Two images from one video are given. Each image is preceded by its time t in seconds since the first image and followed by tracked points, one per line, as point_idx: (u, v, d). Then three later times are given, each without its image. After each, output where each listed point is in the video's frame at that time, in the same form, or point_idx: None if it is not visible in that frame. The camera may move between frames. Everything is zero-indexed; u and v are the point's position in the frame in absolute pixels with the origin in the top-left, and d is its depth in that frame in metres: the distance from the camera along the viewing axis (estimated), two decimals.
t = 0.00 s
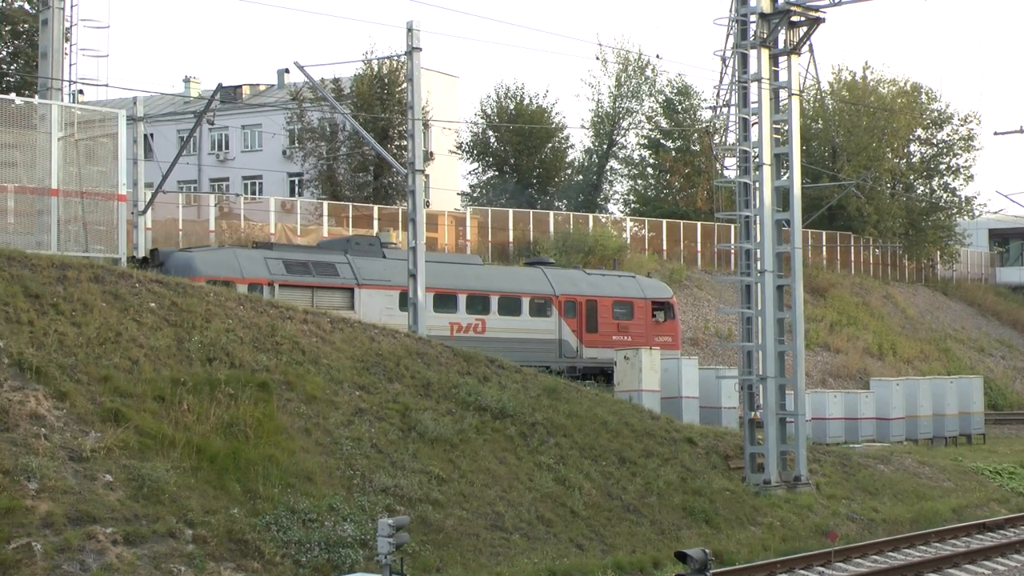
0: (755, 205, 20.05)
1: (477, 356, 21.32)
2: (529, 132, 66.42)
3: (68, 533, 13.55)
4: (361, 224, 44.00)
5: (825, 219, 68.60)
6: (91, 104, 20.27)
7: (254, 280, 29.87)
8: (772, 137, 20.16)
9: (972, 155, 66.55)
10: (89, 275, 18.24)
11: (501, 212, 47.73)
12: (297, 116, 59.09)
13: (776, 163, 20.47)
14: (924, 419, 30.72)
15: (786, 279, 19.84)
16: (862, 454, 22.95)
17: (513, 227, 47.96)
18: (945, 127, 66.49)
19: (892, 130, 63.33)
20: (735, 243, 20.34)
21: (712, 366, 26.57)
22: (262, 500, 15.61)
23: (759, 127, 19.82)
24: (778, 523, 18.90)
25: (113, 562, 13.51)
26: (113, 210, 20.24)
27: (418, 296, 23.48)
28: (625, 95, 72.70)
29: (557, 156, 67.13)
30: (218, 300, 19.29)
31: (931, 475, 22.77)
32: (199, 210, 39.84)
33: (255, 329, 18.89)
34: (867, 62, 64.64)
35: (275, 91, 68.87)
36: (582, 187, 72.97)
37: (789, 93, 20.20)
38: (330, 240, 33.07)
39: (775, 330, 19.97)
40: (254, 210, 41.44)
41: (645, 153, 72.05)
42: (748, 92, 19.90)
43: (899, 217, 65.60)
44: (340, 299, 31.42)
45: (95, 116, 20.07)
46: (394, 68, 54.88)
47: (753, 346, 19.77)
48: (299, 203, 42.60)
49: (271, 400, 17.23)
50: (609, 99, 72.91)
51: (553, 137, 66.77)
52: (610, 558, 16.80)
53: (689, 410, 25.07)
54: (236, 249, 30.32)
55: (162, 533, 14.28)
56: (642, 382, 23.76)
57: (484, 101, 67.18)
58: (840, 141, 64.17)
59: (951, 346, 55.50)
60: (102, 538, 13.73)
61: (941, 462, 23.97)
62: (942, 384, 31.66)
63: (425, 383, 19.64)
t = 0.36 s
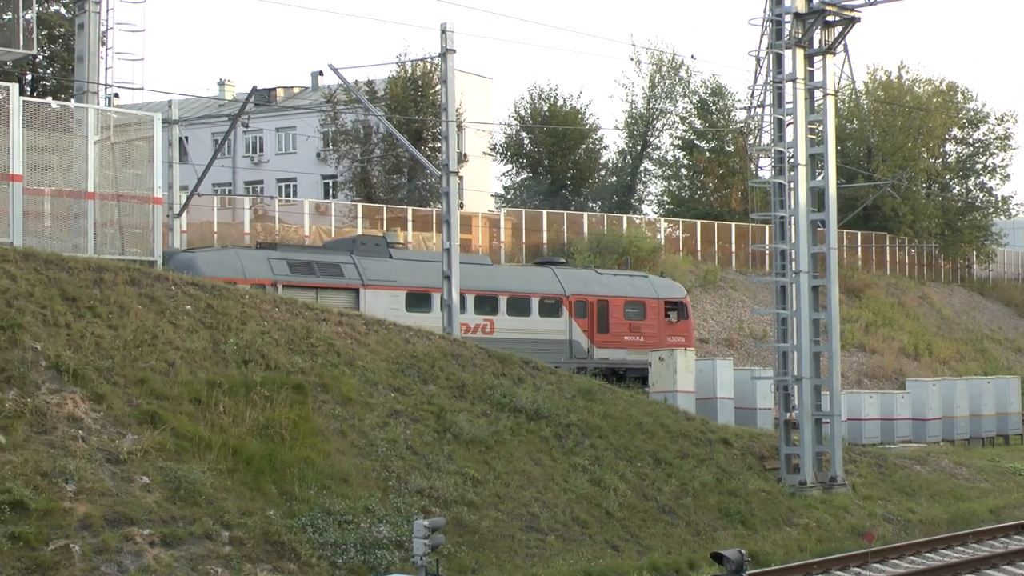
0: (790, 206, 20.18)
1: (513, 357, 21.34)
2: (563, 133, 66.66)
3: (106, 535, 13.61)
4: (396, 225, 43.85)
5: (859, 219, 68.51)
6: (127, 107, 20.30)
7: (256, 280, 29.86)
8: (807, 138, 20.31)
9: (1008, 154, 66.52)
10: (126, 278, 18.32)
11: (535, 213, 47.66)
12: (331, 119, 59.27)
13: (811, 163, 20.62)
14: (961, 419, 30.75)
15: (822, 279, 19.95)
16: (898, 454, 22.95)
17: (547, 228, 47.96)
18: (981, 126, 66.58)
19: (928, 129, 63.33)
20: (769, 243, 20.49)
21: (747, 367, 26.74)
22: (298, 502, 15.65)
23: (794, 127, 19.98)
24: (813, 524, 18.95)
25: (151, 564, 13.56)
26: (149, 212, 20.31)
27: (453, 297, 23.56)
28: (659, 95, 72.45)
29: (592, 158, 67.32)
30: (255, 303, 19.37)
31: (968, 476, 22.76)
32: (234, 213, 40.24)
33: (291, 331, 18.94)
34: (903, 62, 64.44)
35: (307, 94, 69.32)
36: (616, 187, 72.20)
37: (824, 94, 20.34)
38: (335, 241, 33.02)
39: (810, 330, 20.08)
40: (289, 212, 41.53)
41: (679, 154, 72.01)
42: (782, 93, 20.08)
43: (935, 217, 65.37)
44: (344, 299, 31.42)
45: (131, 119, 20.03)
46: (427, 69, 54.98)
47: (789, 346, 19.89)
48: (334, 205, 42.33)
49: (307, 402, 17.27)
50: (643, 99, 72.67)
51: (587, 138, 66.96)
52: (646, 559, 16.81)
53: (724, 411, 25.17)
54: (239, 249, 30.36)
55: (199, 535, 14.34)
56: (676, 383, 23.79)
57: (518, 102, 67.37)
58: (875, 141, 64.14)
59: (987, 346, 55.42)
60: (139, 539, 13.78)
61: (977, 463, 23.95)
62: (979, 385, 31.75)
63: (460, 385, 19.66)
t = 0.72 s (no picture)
0: (821, 203, 20.19)
1: (544, 356, 21.34)
2: (593, 132, 66.48)
3: (140, 533, 13.70)
4: (427, 224, 43.85)
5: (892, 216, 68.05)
6: (159, 108, 20.46)
7: (256, 278, 28.79)
8: (839, 134, 20.29)
9: None
10: (159, 277, 18.41)
11: (566, 212, 47.76)
12: (362, 118, 59.50)
13: (842, 160, 20.61)
14: (995, 418, 30.66)
15: (854, 276, 19.95)
16: (932, 453, 22.83)
17: (576, 227, 47.96)
18: (1015, 122, 65.80)
19: (960, 125, 62.94)
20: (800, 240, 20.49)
21: (779, 365, 26.76)
22: (331, 500, 15.72)
23: (825, 123, 19.96)
24: (846, 523, 18.98)
25: (185, 561, 13.65)
26: (181, 212, 20.40)
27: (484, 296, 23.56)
28: (690, 93, 71.86)
29: (622, 156, 67.17)
30: (286, 302, 19.43)
31: (1003, 475, 22.64)
32: (265, 213, 40.27)
33: (322, 330, 19.00)
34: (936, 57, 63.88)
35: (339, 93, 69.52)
36: (646, 186, 72.08)
37: (855, 89, 20.33)
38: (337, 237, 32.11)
39: (842, 328, 20.08)
40: (319, 211, 41.92)
41: (710, 151, 71.50)
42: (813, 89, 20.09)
43: (968, 213, 64.87)
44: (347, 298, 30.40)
45: (162, 119, 20.19)
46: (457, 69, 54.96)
47: (821, 344, 19.88)
48: (365, 204, 43.24)
49: (338, 401, 17.33)
50: (672, 97, 72.11)
51: (617, 136, 66.88)
52: (677, 558, 16.78)
53: (757, 410, 25.22)
54: (238, 247, 29.32)
55: (232, 533, 14.42)
56: (707, 381, 23.80)
57: (548, 101, 67.35)
58: (907, 137, 63.68)
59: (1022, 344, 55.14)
60: (173, 537, 13.87)
61: (1012, 462, 23.83)
62: (1014, 384, 31.86)
63: (491, 383, 19.67)
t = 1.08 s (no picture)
0: (860, 202, 20.33)
1: (581, 356, 21.33)
2: (630, 131, 66.35)
3: (179, 533, 13.75)
4: (464, 225, 43.93)
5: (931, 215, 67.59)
6: (197, 109, 20.58)
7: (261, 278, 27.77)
8: (878, 133, 20.39)
9: None
10: (197, 278, 18.48)
11: (603, 211, 47.60)
12: (400, 119, 59.75)
13: (881, 158, 20.73)
14: None
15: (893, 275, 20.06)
16: (971, 454, 22.73)
17: (614, 227, 47.84)
18: None
19: (1002, 123, 63.00)
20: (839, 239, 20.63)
21: (817, 365, 27.26)
22: (368, 500, 15.73)
23: (864, 122, 20.07)
24: (885, 524, 18.99)
25: (224, 561, 13.71)
26: (220, 213, 20.51)
27: (521, 296, 23.67)
28: (727, 92, 71.51)
29: (659, 155, 67.12)
30: (324, 302, 19.48)
31: None
32: (303, 213, 40.37)
33: (360, 330, 19.06)
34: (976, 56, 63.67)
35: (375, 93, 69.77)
36: (684, 186, 71.15)
37: (894, 88, 20.40)
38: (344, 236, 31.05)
39: (881, 327, 20.20)
40: (357, 212, 42.10)
41: (748, 151, 71.47)
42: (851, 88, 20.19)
43: (1007, 212, 64.54)
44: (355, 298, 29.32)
45: (201, 121, 20.32)
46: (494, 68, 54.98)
47: (860, 344, 19.97)
48: (401, 204, 43.03)
49: (376, 401, 17.36)
50: (710, 97, 71.97)
51: (654, 135, 66.80)
52: (715, 559, 16.75)
53: (795, 410, 25.95)
54: (242, 246, 28.34)
55: (270, 533, 14.46)
56: (745, 382, 24.61)
57: (585, 101, 67.61)
58: (947, 136, 63.44)
59: None
60: (212, 537, 13.92)
61: None
62: None
63: (528, 383, 19.67)
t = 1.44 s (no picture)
0: (894, 205, 20.41)
1: (614, 358, 21.36)
2: (664, 133, 66.74)
3: (212, 532, 13.80)
4: (496, 226, 43.97)
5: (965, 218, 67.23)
6: (231, 110, 20.62)
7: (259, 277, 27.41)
8: (912, 136, 20.46)
9: None
10: (231, 279, 18.55)
11: (636, 213, 47.55)
12: (432, 120, 60.07)
13: (916, 161, 20.80)
14: None
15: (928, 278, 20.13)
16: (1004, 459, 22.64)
17: (646, 229, 47.80)
18: None
19: None
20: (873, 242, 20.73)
21: (851, 368, 27.62)
22: (400, 501, 15.74)
23: (899, 124, 20.14)
24: (918, 528, 18.95)
25: (256, 561, 13.75)
26: (253, 213, 20.55)
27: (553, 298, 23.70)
28: (761, 94, 71.51)
29: (692, 157, 67.30)
30: (356, 303, 19.56)
31: None
32: (336, 214, 40.67)
33: (392, 332, 19.11)
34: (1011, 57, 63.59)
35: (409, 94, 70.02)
36: (718, 188, 70.75)
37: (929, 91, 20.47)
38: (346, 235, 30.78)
39: (914, 331, 20.22)
40: (390, 213, 42.13)
41: (782, 153, 70.98)
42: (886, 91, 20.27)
43: None
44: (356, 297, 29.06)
45: (235, 122, 20.37)
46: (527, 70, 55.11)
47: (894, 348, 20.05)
48: (434, 206, 42.71)
49: (408, 402, 17.40)
50: (743, 99, 71.70)
51: (687, 137, 67.09)
52: (747, 562, 16.72)
53: (828, 413, 25.90)
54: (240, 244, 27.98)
55: (302, 534, 14.50)
56: (777, 385, 25.53)
57: (618, 103, 67.94)
58: (982, 138, 63.33)
59: None
60: (244, 537, 13.97)
61: None
62: None
63: (560, 385, 19.70)
